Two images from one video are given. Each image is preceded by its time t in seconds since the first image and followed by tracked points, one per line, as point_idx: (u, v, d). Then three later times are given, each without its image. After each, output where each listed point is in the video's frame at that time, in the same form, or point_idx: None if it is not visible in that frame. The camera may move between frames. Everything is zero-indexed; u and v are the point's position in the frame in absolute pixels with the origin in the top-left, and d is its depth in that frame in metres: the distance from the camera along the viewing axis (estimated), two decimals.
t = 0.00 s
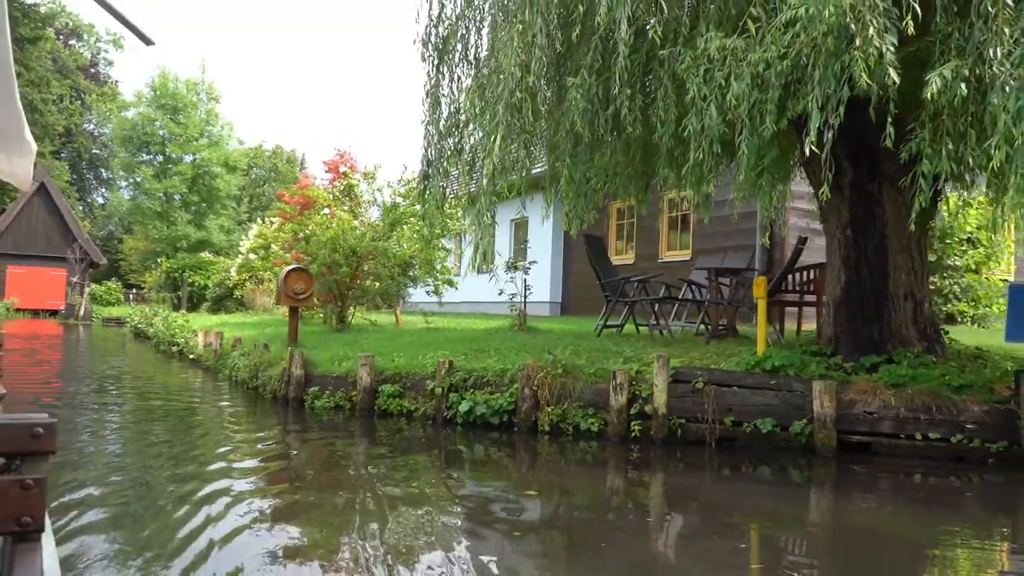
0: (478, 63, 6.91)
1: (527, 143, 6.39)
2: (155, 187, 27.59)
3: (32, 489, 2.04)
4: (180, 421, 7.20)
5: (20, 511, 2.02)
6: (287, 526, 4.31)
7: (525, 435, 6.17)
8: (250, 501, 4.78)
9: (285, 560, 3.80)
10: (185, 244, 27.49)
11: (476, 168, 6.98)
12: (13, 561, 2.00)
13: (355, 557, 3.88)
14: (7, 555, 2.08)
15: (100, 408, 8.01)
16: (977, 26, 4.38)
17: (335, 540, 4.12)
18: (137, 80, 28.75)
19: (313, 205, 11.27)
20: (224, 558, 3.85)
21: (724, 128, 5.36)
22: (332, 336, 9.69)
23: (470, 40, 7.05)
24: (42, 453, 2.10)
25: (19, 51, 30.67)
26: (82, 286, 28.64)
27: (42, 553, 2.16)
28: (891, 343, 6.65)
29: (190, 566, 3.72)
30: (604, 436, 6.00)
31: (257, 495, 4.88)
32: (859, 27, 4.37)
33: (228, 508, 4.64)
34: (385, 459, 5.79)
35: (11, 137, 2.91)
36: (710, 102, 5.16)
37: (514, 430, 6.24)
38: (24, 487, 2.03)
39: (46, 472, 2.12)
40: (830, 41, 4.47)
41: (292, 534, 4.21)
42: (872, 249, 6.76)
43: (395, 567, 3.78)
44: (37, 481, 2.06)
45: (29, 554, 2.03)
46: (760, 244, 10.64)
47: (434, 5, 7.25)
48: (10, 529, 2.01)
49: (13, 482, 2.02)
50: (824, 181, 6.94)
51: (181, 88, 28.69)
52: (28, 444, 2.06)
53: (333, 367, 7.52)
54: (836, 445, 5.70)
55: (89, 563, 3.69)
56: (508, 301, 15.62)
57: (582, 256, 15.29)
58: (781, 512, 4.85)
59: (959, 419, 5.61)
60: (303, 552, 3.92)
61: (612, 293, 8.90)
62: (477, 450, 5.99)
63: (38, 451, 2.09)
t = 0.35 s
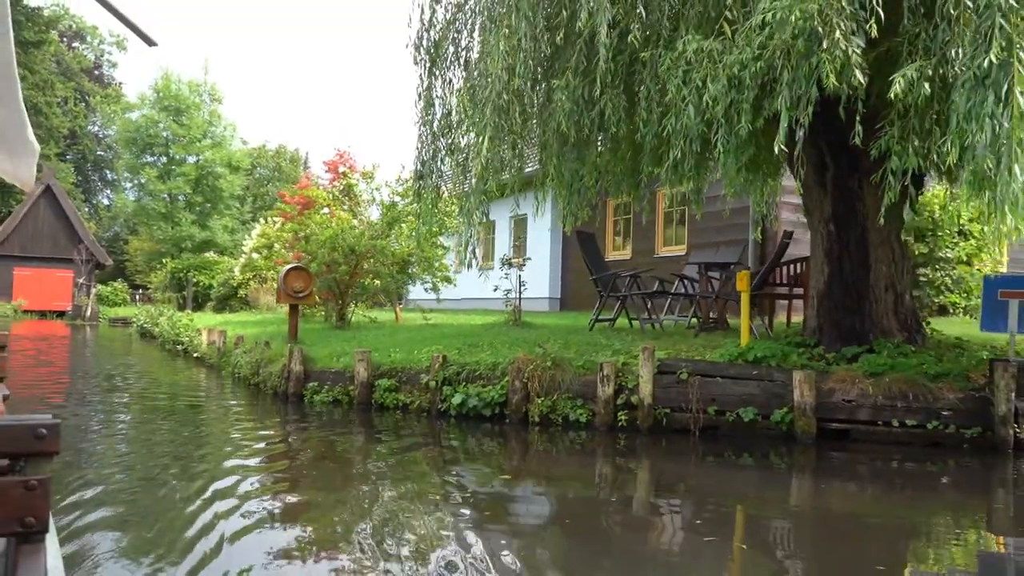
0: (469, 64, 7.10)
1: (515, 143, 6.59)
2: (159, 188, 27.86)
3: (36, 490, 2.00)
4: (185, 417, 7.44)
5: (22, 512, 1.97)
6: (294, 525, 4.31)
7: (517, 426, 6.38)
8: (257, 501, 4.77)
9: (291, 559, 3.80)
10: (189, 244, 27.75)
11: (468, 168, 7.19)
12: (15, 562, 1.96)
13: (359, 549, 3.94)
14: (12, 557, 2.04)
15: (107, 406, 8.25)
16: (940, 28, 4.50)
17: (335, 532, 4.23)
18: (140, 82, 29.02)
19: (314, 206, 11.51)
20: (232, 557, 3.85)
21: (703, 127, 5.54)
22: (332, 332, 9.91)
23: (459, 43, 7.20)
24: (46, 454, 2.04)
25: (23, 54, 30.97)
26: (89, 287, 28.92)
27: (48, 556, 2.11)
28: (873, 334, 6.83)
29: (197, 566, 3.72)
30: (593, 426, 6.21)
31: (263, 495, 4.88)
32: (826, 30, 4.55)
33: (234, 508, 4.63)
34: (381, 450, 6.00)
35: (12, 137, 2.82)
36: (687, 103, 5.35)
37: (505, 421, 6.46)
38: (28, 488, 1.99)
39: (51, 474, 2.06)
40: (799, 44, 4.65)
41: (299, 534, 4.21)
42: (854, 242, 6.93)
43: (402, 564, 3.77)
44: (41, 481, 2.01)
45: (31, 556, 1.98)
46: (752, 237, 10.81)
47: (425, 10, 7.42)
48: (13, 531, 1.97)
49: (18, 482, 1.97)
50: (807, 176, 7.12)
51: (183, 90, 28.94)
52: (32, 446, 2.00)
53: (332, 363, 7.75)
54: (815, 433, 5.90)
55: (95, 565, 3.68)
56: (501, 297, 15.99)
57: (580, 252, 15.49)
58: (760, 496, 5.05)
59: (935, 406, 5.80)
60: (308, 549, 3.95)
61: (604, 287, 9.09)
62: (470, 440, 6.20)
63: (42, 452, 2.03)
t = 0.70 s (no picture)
0: (457, 65, 7.30)
1: (500, 142, 6.79)
2: (158, 183, 28.06)
3: (30, 486, 1.93)
4: (182, 408, 7.66)
5: (16, 509, 1.89)
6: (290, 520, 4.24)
7: (501, 416, 6.60)
8: (253, 497, 4.70)
9: (287, 552, 3.76)
10: (189, 239, 27.94)
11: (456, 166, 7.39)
12: (8, 558, 1.88)
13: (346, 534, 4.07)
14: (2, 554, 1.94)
15: (107, 398, 8.46)
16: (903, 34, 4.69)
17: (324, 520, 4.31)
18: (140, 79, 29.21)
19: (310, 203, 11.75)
20: (226, 554, 3.77)
21: (679, 128, 5.72)
22: (327, 326, 10.11)
23: (447, 44, 7.39)
24: (39, 449, 1.99)
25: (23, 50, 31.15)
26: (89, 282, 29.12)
27: (39, 548, 2.01)
28: (848, 327, 7.04)
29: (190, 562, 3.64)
30: (575, 417, 6.43)
31: (259, 492, 4.83)
32: (793, 35, 4.74)
33: (231, 504, 4.57)
34: (370, 439, 6.22)
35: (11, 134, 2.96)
36: (663, 104, 5.55)
37: (491, 412, 6.69)
38: (22, 485, 1.92)
39: (44, 468, 2.01)
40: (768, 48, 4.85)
41: (296, 529, 4.13)
42: (830, 238, 7.13)
43: (400, 560, 3.71)
44: (35, 478, 1.94)
45: (24, 552, 1.90)
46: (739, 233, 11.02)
47: (415, 12, 7.61)
48: (6, 527, 1.89)
49: (10, 477, 1.90)
50: (785, 174, 7.31)
51: (183, 86, 29.13)
52: (26, 442, 1.96)
53: (325, 356, 7.97)
54: (789, 422, 6.11)
55: (84, 561, 3.59)
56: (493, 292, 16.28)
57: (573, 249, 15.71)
58: (731, 482, 5.26)
59: (905, 397, 6.02)
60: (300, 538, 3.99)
61: (592, 283, 9.30)
62: (456, 430, 6.42)
63: (35, 448, 1.98)
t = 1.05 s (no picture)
0: (448, 65, 7.50)
1: (490, 141, 6.99)
2: (161, 180, 28.31)
3: (29, 480, 2.05)
4: (183, 400, 7.89)
5: (17, 502, 2.03)
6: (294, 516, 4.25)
7: (491, 406, 6.83)
8: (259, 493, 4.71)
9: (293, 548, 3.78)
10: (192, 235, 28.17)
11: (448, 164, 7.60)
12: (8, 550, 2.04)
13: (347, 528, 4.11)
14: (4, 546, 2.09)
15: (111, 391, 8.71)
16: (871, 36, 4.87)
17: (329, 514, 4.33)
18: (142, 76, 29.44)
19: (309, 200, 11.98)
20: (231, 550, 3.77)
21: (660, 128, 5.92)
22: (325, 320, 10.33)
23: (439, 45, 7.59)
24: (39, 443, 2.13)
25: (26, 48, 31.40)
26: (93, 278, 29.39)
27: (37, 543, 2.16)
28: (830, 320, 7.23)
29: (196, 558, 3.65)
30: (562, 407, 6.66)
31: (262, 488, 4.83)
32: (766, 39, 4.93)
33: (233, 500, 4.57)
34: (364, 428, 6.44)
35: (10, 129, 3.02)
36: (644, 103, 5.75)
37: (481, 402, 6.92)
38: (21, 479, 2.04)
39: (43, 461, 2.14)
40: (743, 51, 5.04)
41: (301, 525, 4.13)
42: (813, 233, 7.31)
43: (396, 548, 3.82)
44: (33, 473, 2.06)
45: (24, 545, 2.05)
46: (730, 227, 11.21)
47: (408, 14, 7.77)
48: (7, 521, 2.03)
49: (10, 471, 2.04)
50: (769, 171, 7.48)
51: (185, 83, 29.36)
52: (24, 436, 2.10)
53: (321, 349, 8.20)
54: (769, 412, 6.32)
55: (84, 559, 3.59)
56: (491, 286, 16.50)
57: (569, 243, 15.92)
58: (711, 469, 5.46)
59: (881, 386, 6.21)
60: (306, 534, 3.99)
61: (583, 277, 9.51)
62: (448, 419, 6.64)
63: (34, 442, 2.12)
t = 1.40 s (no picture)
0: (441, 59, 7.69)
1: (480, 133, 7.21)
2: (164, 169, 28.52)
3: (31, 466, 2.01)
4: (185, 385, 8.14)
5: (19, 488, 1.99)
6: (300, 504, 4.32)
7: (481, 391, 7.08)
8: (266, 482, 4.78)
9: (300, 536, 3.84)
10: (195, 224, 28.39)
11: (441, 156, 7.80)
12: (11, 536, 2.00)
13: (349, 514, 4.19)
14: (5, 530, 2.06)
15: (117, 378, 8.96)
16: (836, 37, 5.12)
17: (333, 499, 4.43)
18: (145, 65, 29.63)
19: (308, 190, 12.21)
20: (239, 537, 3.84)
21: (643, 120, 6.11)
22: (324, 308, 10.57)
23: (431, 39, 7.77)
24: (39, 430, 2.06)
25: (30, 37, 31.57)
26: (98, 266, 29.67)
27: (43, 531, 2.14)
28: (812, 306, 7.42)
29: (203, 544, 3.72)
30: (549, 391, 6.90)
31: (269, 476, 4.91)
32: (741, 35, 5.12)
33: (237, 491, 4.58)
34: (358, 412, 6.68)
35: (7, 116, 2.90)
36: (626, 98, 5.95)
37: (472, 387, 7.18)
38: (23, 464, 2.00)
39: (44, 447, 2.08)
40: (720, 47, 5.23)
41: (308, 513, 4.19)
42: (796, 222, 7.49)
43: (387, 526, 4.01)
44: (35, 458, 2.02)
45: (26, 530, 2.01)
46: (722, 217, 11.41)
47: (402, 8, 7.92)
48: (7, 506, 1.98)
49: (12, 458, 1.99)
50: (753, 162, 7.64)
51: (187, 72, 29.54)
52: (26, 422, 2.02)
53: (319, 336, 8.45)
54: (749, 396, 6.55)
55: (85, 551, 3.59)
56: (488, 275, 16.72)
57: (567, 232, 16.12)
58: (691, 449, 5.68)
59: (858, 370, 6.42)
60: (313, 521, 4.06)
61: (575, 265, 9.71)
62: (439, 403, 6.88)
63: (34, 428, 2.05)
